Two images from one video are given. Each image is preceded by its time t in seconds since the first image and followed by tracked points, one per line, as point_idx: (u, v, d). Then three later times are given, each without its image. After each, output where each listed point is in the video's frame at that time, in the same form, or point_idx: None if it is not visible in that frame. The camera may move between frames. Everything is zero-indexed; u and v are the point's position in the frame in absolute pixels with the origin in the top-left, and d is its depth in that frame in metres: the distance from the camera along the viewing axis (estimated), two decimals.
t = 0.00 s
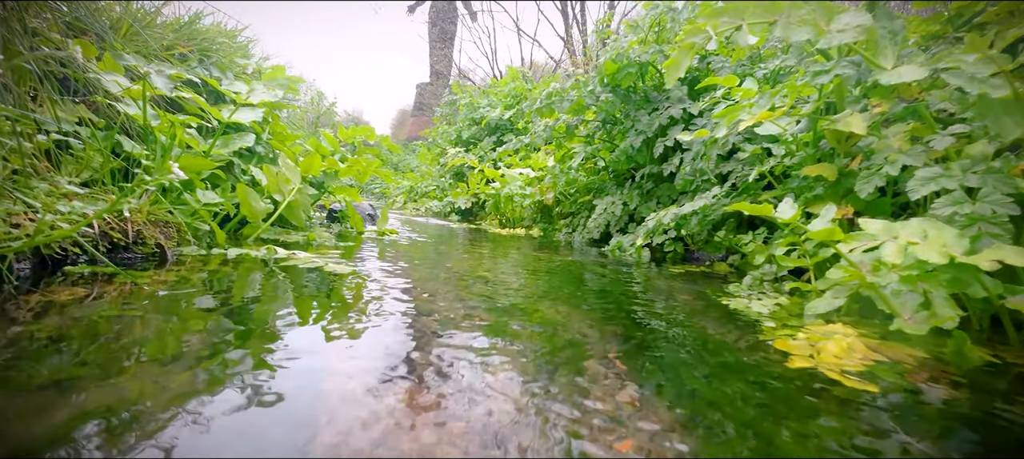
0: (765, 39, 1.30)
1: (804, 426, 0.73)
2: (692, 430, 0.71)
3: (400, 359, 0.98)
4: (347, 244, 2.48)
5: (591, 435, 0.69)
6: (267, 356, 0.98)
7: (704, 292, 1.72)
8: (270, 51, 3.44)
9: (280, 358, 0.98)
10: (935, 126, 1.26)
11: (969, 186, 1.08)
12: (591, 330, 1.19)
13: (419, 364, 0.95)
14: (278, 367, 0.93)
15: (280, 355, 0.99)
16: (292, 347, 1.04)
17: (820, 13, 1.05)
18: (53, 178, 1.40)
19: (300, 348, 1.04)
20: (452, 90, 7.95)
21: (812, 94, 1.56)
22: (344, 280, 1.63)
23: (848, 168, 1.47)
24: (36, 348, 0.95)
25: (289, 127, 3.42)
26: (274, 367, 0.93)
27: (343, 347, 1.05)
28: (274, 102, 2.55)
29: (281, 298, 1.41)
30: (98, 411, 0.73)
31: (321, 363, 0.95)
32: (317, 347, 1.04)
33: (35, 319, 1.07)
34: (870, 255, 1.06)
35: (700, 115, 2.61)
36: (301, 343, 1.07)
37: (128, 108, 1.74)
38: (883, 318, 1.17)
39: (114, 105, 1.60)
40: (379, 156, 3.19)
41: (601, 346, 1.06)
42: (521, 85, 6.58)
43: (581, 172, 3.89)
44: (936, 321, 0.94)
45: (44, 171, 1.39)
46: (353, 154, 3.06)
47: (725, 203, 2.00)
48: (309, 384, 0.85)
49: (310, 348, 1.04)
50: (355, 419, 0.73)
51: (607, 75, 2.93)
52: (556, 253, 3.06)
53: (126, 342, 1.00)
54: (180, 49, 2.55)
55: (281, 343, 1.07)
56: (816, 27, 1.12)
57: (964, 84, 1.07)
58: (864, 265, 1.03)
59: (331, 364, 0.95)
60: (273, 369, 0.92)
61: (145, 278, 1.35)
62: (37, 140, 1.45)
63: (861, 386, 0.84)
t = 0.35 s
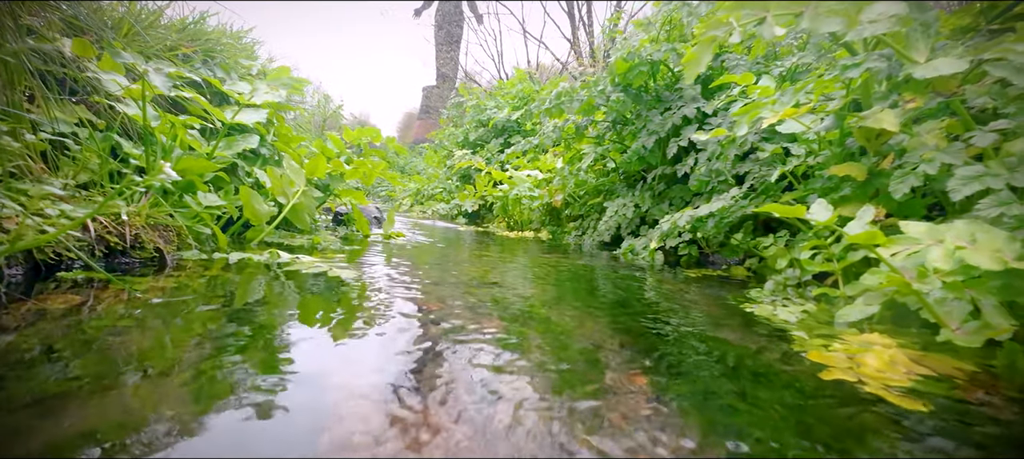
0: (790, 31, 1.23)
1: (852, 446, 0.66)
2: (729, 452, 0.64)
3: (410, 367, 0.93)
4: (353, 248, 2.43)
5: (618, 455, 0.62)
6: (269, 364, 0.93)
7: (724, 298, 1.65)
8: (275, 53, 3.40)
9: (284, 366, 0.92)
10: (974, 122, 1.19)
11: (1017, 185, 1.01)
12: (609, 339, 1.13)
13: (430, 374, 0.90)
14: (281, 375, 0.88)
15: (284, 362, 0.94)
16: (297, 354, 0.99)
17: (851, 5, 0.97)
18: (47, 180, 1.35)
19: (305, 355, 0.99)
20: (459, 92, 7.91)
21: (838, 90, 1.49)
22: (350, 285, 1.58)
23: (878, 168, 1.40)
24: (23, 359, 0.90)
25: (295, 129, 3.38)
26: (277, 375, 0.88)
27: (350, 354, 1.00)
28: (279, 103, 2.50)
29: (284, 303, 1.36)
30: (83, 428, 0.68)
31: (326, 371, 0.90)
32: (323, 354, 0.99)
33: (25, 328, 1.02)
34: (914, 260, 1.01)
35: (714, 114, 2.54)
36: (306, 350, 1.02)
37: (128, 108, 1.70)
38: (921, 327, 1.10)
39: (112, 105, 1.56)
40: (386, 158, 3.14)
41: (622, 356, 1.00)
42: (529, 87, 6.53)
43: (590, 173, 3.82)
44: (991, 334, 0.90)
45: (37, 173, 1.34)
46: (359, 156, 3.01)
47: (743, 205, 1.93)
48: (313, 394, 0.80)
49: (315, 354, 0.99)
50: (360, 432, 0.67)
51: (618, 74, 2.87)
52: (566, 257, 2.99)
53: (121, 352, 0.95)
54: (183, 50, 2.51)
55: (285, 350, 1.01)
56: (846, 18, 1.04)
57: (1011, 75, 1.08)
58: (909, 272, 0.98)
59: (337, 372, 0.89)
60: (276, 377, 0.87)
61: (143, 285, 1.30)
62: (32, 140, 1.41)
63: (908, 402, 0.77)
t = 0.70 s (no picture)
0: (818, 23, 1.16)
1: None
2: None
3: (421, 379, 0.87)
4: (359, 252, 2.37)
5: None
6: (272, 375, 0.88)
7: (745, 304, 1.58)
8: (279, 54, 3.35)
9: (287, 376, 0.87)
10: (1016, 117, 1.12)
11: None
12: (630, 349, 1.06)
13: (443, 387, 0.84)
14: (284, 387, 0.82)
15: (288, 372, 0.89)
16: (301, 363, 0.94)
17: None
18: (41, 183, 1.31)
19: (309, 364, 0.93)
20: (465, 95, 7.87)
21: (867, 85, 1.41)
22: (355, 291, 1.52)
23: (910, 167, 1.33)
24: (6, 373, 0.84)
25: (300, 131, 3.33)
26: (279, 387, 0.82)
27: (357, 364, 0.94)
28: (283, 105, 2.45)
29: (287, 310, 1.30)
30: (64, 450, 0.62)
31: (331, 382, 0.84)
32: (328, 364, 0.94)
33: (12, 338, 0.97)
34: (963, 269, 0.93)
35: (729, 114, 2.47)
36: (310, 359, 0.96)
37: (127, 108, 1.65)
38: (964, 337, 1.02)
39: (111, 106, 1.52)
40: (392, 160, 3.08)
41: (646, 368, 0.94)
42: (535, 89, 6.47)
43: (599, 176, 3.75)
44: None
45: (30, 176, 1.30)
46: (365, 159, 2.96)
47: (762, 207, 1.85)
48: (316, 407, 0.75)
49: (320, 364, 0.93)
50: (365, 449, 0.63)
51: (630, 74, 2.80)
52: (576, 261, 2.93)
53: (114, 362, 0.90)
54: (186, 51, 2.46)
55: (289, 359, 0.96)
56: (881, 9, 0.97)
57: None
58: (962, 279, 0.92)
59: (343, 384, 0.84)
60: (279, 389, 0.81)
61: (139, 292, 1.24)
62: (28, 143, 1.38)
63: (968, 425, 0.71)
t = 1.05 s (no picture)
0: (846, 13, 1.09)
1: None
2: None
3: (432, 394, 0.81)
4: (363, 257, 2.31)
5: None
6: (273, 388, 0.82)
7: (766, 312, 1.51)
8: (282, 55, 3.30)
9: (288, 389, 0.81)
10: None
11: None
12: (652, 362, 0.99)
13: (456, 404, 0.78)
14: (285, 402, 0.76)
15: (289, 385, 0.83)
16: (303, 376, 0.88)
17: None
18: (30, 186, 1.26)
19: (312, 376, 0.87)
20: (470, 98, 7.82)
21: (896, 80, 1.34)
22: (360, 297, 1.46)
23: (944, 167, 1.26)
24: None
25: (303, 133, 3.28)
26: (280, 402, 0.76)
27: (363, 377, 0.88)
28: (286, 106, 2.40)
29: (288, 318, 1.24)
30: None
31: (335, 397, 0.78)
32: (332, 376, 0.88)
33: None
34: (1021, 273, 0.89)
35: (744, 114, 2.40)
36: (313, 371, 0.90)
37: (123, 108, 1.60)
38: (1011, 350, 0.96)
39: (108, 107, 1.48)
40: (396, 163, 3.03)
41: (671, 383, 0.87)
42: (541, 91, 6.42)
43: (607, 178, 3.69)
44: None
45: (19, 180, 1.25)
46: (369, 161, 2.91)
47: (781, 209, 1.78)
48: (319, 426, 0.69)
49: (324, 376, 0.87)
50: None
51: (641, 72, 2.73)
52: (584, 265, 2.86)
53: (103, 375, 0.84)
54: (188, 51, 2.41)
55: (291, 371, 0.90)
56: None
57: None
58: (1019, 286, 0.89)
59: (349, 399, 0.78)
60: (279, 405, 0.75)
61: (132, 300, 1.19)
62: (18, 144, 1.34)
63: None
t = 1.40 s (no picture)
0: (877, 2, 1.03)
1: None
2: None
3: (440, 411, 0.75)
4: (366, 261, 2.26)
5: None
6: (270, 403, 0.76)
7: (787, 320, 1.44)
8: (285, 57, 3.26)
9: (287, 405, 0.75)
10: None
11: None
12: (675, 376, 0.93)
13: (466, 422, 0.72)
14: (280, 420, 0.70)
15: (288, 400, 0.77)
16: (304, 388, 0.82)
17: None
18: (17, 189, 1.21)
19: (313, 390, 0.82)
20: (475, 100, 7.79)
21: (925, 75, 1.28)
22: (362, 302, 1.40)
23: (979, 167, 1.19)
24: None
25: (306, 135, 3.24)
26: (275, 420, 0.71)
27: (367, 389, 0.82)
28: (288, 107, 2.35)
29: (288, 325, 1.19)
30: None
31: (335, 413, 0.73)
32: (334, 389, 0.82)
33: None
34: None
35: (757, 114, 2.33)
36: (314, 384, 0.84)
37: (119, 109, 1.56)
38: None
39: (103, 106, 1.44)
40: (401, 166, 2.98)
41: (697, 398, 0.81)
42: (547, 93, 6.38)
43: (614, 180, 3.62)
44: None
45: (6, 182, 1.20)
46: (373, 164, 2.85)
47: (801, 212, 1.70)
48: (316, 445, 0.64)
49: (325, 388, 0.82)
50: None
51: (651, 71, 2.66)
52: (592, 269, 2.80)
53: (89, 388, 0.78)
54: (189, 52, 2.37)
55: (292, 383, 0.85)
56: None
57: None
58: None
59: (351, 414, 0.72)
60: (275, 423, 0.69)
61: (124, 308, 1.13)
62: (7, 146, 1.29)
63: None
